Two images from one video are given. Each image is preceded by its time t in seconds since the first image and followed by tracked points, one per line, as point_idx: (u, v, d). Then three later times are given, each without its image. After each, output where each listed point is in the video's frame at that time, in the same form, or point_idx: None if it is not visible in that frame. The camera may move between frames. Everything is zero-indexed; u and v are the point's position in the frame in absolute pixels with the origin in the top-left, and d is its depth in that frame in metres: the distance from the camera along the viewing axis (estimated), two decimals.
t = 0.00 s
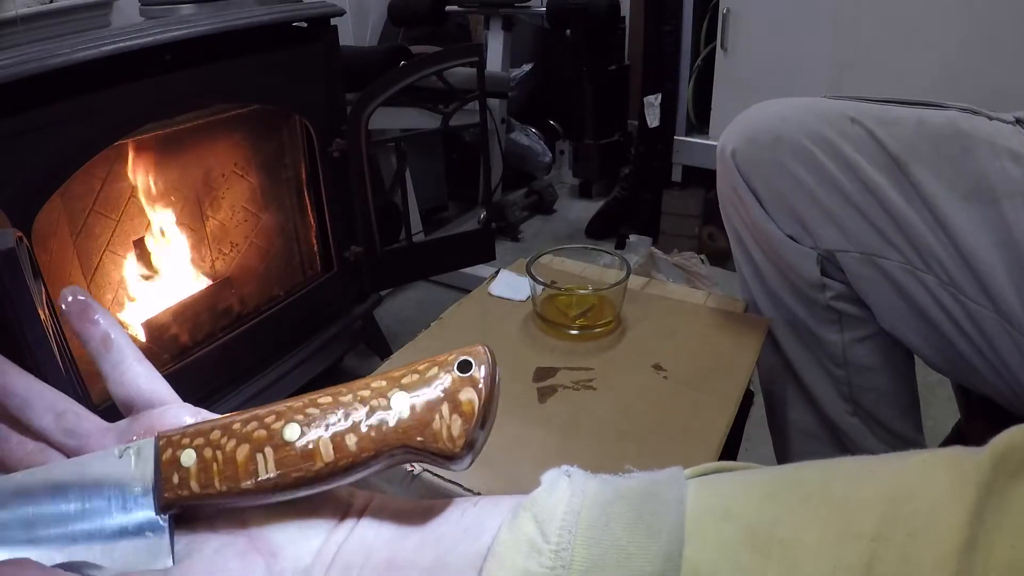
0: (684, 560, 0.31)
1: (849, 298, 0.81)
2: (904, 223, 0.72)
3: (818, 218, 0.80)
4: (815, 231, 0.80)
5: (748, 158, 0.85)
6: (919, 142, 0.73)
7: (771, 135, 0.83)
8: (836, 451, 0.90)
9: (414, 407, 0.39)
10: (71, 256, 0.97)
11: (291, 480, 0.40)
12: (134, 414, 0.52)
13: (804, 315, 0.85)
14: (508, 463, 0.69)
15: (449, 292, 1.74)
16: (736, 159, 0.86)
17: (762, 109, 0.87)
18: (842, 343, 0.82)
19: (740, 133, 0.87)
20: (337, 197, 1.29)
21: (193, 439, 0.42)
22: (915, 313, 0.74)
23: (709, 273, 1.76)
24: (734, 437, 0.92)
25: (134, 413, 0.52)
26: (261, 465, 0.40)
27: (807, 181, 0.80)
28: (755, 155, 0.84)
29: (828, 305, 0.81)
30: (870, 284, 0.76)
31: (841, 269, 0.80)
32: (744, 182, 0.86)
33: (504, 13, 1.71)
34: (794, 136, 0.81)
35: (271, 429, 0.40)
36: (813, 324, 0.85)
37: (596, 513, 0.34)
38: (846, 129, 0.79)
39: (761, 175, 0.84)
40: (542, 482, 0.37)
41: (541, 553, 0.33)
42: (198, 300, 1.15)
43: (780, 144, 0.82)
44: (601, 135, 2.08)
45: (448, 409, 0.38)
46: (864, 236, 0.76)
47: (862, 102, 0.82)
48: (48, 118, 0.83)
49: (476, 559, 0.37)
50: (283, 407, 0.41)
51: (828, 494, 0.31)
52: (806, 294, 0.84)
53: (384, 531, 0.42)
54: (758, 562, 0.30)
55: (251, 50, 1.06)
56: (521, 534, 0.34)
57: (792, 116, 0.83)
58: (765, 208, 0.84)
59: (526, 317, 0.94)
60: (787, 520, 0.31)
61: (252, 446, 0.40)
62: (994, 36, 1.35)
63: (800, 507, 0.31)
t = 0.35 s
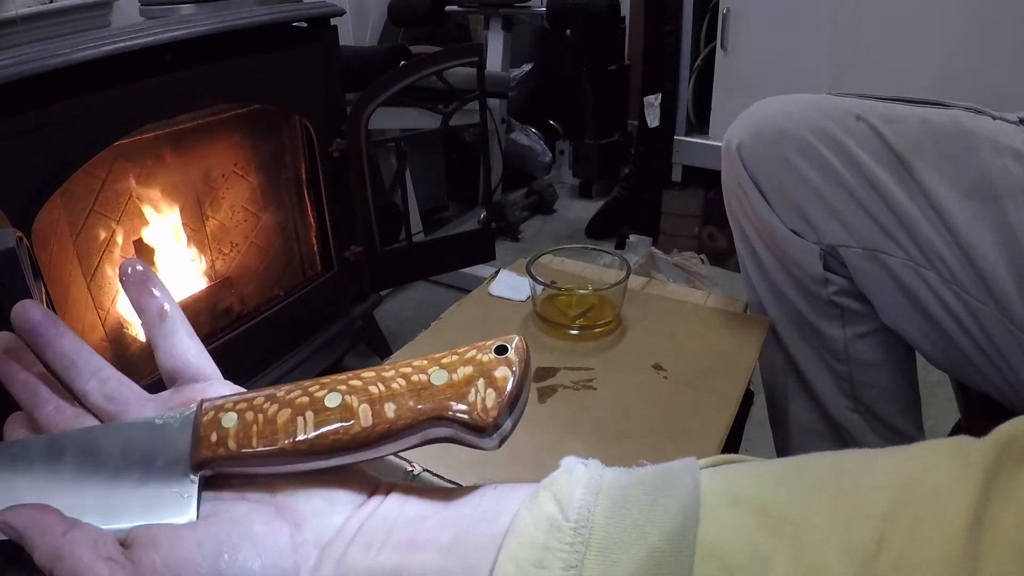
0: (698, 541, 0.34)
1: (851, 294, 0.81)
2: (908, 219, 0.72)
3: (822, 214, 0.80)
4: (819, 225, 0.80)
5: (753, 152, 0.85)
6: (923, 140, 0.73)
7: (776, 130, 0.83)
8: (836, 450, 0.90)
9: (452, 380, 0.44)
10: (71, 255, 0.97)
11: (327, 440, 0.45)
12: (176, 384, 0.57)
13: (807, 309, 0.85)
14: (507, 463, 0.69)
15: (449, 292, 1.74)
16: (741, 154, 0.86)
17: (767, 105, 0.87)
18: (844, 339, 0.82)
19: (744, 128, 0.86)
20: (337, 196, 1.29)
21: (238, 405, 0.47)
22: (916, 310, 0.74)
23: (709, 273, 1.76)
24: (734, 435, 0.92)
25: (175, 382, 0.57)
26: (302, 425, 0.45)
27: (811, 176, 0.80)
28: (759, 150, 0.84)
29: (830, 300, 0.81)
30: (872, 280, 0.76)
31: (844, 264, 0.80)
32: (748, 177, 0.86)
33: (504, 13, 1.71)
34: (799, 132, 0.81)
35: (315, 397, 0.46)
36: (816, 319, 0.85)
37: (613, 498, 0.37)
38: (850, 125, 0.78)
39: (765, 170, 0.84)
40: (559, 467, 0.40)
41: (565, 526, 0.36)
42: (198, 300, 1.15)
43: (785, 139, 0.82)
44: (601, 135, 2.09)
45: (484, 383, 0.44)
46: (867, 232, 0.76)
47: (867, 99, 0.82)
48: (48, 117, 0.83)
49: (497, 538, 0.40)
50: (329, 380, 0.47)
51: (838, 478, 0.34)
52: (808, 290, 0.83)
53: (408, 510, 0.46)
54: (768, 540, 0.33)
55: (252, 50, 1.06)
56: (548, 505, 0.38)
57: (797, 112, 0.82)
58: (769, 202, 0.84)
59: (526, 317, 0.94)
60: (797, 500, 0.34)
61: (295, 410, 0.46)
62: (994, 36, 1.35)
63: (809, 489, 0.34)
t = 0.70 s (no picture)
0: (734, 506, 0.37)
1: (853, 292, 0.81)
2: (910, 218, 0.72)
3: (826, 212, 0.79)
4: (821, 222, 0.80)
5: (757, 151, 0.85)
6: (926, 139, 0.73)
7: (780, 128, 0.83)
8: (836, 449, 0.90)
9: (472, 306, 0.48)
10: (71, 255, 0.97)
11: (354, 362, 0.49)
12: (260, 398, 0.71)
13: (809, 307, 0.85)
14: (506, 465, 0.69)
15: (449, 292, 1.74)
16: (744, 152, 0.86)
17: (770, 103, 0.87)
18: (845, 337, 0.82)
19: (748, 126, 0.86)
20: (337, 196, 1.29)
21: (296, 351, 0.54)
22: (917, 308, 0.74)
23: (709, 273, 1.76)
24: (734, 434, 0.92)
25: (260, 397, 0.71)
26: (341, 351, 0.50)
27: (813, 175, 0.80)
28: (762, 149, 0.84)
29: (832, 298, 0.81)
30: (874, 279, 0.76)
31: (846, 262, 0.80)
32: (752, 175, 0.86)
33: (505, 13, 1.71)
34: (803, 130, 0.81)
35: (359, 337, 0.52)
36: (818, 317, 0.85)
37: (649, 468, 0.39)
38: (854, 124, 0.78)
39: (768, 168, 0.84)
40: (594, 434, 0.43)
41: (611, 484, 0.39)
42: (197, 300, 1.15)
43: (788, 138, 0.82)
44: (601, 135, 2.09)
45: (495, 301, 0.46)
46: (868, 230, 0.76)
47: (870, 98, 0.82)
48: (48, 117, 0.83)
49: (531, 497, 0.43)
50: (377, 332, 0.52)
51: (864, 465, 0.37)
52: (809, 288, 0.83)
53: (441, 467, 0.50)
54: (798, 506, 0.36)
55: (252, 50, 1.07)
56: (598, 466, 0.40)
57: (802, 111, 0.82)
58: (772, 200, 0.84)
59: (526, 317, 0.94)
60: (827, 478, 0.37)
61: (340, 344, 0.51)
62: (994, 36, 1.35)
63: (839, 470, 0.37)
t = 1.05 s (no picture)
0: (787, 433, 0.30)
1: (853, 293, 0.81)
2: (910, 218, 0.72)
3: (826, 213, 0.79)
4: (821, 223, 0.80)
5: (757, 151, 0.85)
6: (925, 139, 0.73)
7: (780, 129, 0.83)
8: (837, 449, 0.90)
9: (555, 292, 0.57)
10: (71, 255, 0.96)
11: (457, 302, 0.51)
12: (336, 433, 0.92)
13: (809, 308, 0.85)
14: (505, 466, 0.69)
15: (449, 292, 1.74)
16: (745, 153, 0.86)
17: (771, 103, 0.87)
18: (846, 338, 0.82)
19: (749, 126, 0.87)
20: (338, 196, 1.29)
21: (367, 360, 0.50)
22: (917, 309, 0.74)
23: (709, 273, 1.75)
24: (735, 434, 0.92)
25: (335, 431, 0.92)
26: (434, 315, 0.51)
27: (813, 175, 0.80)
28: (763, 149, 0.84)
29: (832, 298, 0.81)
30: (874, 279, 0.76)
31: (846, 263, 0.80)
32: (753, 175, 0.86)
33: (505, 12, 1.71)
34: (802, 131, 0.81)
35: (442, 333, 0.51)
36: (818, 319, 0.85)
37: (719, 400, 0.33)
38: (853, 124, 0.78)
39: (768, 168, 0.84)
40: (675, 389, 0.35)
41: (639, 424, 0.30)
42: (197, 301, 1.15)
43: (788, 138, 0.82)
44: (601, 135, 2.09)
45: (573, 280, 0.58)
46: (868, 230, 0.76)
47: (870, 98, 0.82)
48: (49, 117, 0.83)
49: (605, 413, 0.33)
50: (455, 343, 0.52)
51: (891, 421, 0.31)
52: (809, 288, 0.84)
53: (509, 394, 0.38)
54: (842, 448, 0.30)
55: (252, 50, 1.07)
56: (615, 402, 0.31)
57: (801, 111, 0.83)
58: (773, 201, 0.84)
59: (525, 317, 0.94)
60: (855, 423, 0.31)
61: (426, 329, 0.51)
62: (994, 37, 1.35)
63: (877, 424, 0.31)
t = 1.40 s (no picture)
0: (816, 366, 0.41)
1: (855, 291, 0.81)
2: (912, 218, 0.72)
3: (828, 211, 0.79)
4: (823, 221, 0.80)
5: (761, 149, 0.84)
6: (928, 139, 0.72)
7: (784, 127, 0.83)
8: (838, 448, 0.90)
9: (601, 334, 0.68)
10: (71, 255, 0.97)
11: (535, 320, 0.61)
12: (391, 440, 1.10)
13: (811, 306, 0.85)
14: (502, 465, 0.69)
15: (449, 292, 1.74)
16: (747, 150, 0.86)
17: (775, 101, 0.86)
18: (848, 336, 0.83)
19: (752, 124, 0.86)
20: (338, 195, 1.29)
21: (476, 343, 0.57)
22: (918, 308, 0.73)
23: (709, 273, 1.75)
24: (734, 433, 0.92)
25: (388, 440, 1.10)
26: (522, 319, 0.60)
27: (816, 173, 0.80)
28: (765, 146, 0.84)
29: (834, 297, 0.81)
30: (876, 277, 0.76)
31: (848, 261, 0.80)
32: (756, 173, 0.86)
33: (505, 13, 1.71)
34: (804, 129, 0.81)
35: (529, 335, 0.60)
36: (820, 317, 0.85)
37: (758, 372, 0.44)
38: (856, 123, 0.78)
39: (771, 166, 0.84)
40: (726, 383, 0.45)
41: (698, 332, 0.43)
42: (197, 301, 1.15)
43: (791, 136, 0.82)
44: (601, 135, 2.09)
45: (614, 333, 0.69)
46: (869, 229, 0.76)
47: (873, 97, 0.82)
48: (48, 117, 0.83)
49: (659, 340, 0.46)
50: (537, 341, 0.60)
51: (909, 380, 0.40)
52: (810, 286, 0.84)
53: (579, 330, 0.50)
54: (868, 376, 0.40)
55: (253, 50, 1.07)
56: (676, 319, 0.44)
57: (803, 109, 0.83)
58: (776, 200, 0.84)
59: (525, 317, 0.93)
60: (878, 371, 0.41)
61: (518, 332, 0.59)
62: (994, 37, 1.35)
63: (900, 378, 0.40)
